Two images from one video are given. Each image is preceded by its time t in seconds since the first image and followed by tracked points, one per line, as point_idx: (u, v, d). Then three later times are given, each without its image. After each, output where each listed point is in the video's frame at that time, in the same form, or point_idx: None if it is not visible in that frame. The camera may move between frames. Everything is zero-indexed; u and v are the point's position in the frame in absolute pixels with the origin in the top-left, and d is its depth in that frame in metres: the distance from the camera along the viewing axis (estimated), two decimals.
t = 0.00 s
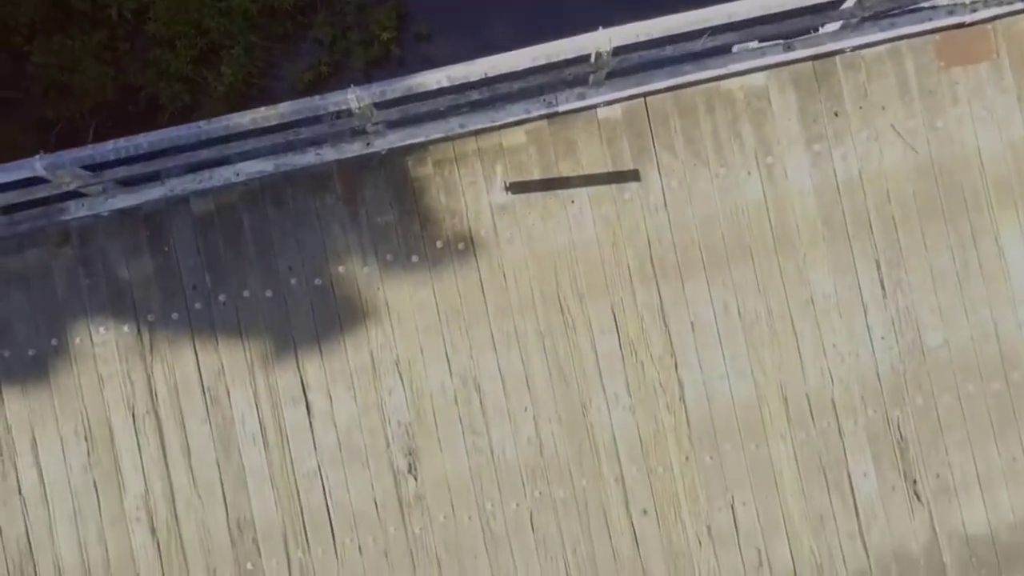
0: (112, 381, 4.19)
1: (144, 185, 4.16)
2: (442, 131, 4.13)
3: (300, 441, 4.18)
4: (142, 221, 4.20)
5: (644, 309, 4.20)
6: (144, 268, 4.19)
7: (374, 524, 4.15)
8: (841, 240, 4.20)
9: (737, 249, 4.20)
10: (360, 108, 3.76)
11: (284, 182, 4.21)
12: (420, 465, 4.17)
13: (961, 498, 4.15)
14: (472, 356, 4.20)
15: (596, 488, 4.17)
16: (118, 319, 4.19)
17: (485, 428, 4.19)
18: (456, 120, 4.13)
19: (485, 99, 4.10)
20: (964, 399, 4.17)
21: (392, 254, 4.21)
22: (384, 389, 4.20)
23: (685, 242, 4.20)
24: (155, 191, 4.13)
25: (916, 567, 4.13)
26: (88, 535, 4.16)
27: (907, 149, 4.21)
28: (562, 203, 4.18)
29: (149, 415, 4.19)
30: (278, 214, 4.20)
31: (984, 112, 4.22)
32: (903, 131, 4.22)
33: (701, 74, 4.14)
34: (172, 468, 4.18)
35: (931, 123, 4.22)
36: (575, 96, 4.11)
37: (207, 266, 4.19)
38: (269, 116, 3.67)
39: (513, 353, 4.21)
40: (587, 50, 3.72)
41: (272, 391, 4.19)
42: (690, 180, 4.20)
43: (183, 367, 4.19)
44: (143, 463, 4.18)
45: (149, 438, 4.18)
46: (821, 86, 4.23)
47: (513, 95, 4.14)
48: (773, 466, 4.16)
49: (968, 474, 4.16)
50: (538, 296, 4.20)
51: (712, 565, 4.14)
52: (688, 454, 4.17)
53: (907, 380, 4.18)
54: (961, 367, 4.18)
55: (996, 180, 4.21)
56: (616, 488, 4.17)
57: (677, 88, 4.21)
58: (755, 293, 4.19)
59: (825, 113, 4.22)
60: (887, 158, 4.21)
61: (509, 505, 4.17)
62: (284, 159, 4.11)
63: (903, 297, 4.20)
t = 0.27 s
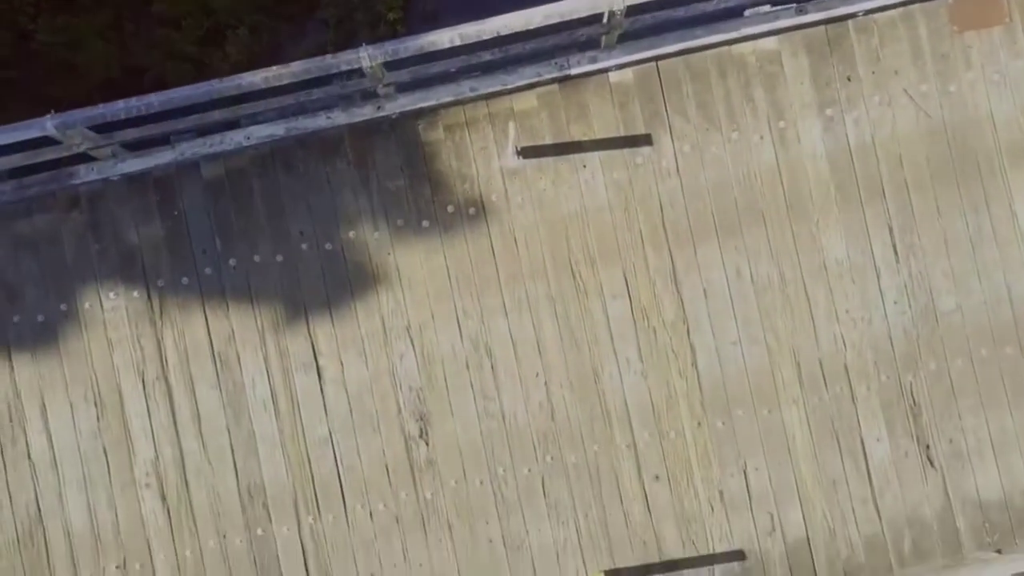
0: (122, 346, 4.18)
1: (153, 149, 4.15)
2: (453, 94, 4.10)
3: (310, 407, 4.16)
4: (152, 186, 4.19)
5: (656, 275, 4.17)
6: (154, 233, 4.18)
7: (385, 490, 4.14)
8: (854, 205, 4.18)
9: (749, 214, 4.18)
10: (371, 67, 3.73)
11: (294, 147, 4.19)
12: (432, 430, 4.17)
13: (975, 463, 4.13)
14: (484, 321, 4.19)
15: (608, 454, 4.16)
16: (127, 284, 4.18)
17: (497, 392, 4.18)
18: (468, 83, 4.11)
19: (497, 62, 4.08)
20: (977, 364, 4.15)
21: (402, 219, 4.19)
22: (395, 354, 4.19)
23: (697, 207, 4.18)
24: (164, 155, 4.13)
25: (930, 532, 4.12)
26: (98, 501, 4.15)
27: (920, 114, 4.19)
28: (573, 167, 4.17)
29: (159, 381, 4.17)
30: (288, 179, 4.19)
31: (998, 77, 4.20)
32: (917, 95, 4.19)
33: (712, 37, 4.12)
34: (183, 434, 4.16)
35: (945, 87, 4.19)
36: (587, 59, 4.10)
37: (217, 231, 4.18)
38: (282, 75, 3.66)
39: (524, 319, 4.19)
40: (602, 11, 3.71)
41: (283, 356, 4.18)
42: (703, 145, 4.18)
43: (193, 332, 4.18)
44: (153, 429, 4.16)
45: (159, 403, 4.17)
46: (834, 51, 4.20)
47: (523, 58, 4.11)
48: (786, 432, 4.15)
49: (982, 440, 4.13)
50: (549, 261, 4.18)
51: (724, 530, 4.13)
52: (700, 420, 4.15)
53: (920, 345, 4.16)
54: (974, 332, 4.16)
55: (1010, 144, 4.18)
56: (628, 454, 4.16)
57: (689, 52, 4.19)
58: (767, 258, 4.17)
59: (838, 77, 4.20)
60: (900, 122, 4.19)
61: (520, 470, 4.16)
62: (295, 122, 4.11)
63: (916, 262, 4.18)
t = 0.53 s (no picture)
0: (131, 313, 4.15)
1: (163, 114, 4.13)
2: (464, 59, 4.09)
3: (321, 374, 4.15)
4: (162, 152, 4.17)
5: (668, 241, 4.15)
6: (164, 199, 4.16)
7: (396, 456, 4.13)
8: (867, 171, 4.16)
9: (762, 179, 4.16)
10: (384, 28, 3.71)
11: (305, 112, 4.17)
12: (444, 397, 4.15)
13: (989, 429, 4.11)
14: (495, 288, 4.17)
15: (620, 420, 4.14)
16: (137, 251, 4.15)
17: (508, 359, 4.16)
18: (479, 48, 4.09)
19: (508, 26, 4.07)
20: (990, 330, 4.13)
21: (413, 185, 4.17)
22: (407, 321, 4.17)
23: (709, 173, 4.16)
24: (174, 120, 4.10)
25: (943, 499, 4.10)
26: (107, 468, 4.13)
27: (933, 79, 4.17)
28: (586, 133, 4.15)
29: (169, 347, 4.16)
30: (298, 145, 4.17)
31: (1012, 41, 4.18)
32: (930, 60, 4.17)
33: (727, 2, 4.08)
34: (193, 400, 4.15)
35: (958, 52, 4.17)
36: (600, 24, 4.06)
37: (227, 197, 4.16)
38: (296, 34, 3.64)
39: (535, 286, 4.17)
40: None
41: (294, 323, 4.16)
42: (715, 111, 4.17)
43: (203, 299, 4.16)
44: (163, 396, 4.14)
45: (169, 371, 4.15)
46: (847, 16, 4.18)
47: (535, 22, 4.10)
48: (799, 399, 4.13)
49: (996, 405, 4.12)
50: (561, 227, 4.16)
51: (737, 497, 4.11)
52: (713, 386, 4.13)
53: (933, 312, 4.14)
54: (988, 298, 4.14)
55: None
56: (640, 420, 4.14)
57: (701, 18, 4.17)
58: (779, 224, 4.16)
59: (851, 42, 4.18)
60: (913, 87, 4.17)
61: (532, 437, 4.14)
62: (305, 87, 4.11)
63: (928, 228, 4.16)
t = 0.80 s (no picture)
0: (140, 285, 4.14)
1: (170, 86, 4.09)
2: (473, 31, 4.06)
3: (330, 346, 4.14)
4: (170, 124, 4.16)
5: (678, 213, 4.14)
6: (173, 171, 4.15)
7: (406, 429, 4.12)
8: (877, 142, 4.15)
9: (772, 151, 4.14)
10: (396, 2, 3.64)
11: (314, 84, 4.16)
12: (453, 370, 4.14)
13: (1000, 402, 4.11)
14: (504, 261, 4.14)
15: (630, 393, 4.12)
16: (145, 223, 4.14)
17: (518, 332, 4.14)
18: (489, 19, 4.06)
19: None
20: (1001, 303, 4.12)
21: (422, 158, 4.15)
22: (416, 294, 4.14)
23: (719, 145, 4.14)
24: (182, 92, 4.07)
25: (954, 472, 4.09)
26: (115, 442, 4.12)
27: (944, 51, 4.16)
28: (596, 105, 4.14)
29: (178, 320, 4.14)
30: (307, 117, 4.15)
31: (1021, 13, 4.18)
32: (940, 32, 4.17)
33: None
34: (201, 373, 4.13)
35: (968, 23, 4.17)
36: None
37: (236, 170, 4.14)
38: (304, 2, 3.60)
39: (545, 260, 4.14)
40: None
41: (302, 297, 4.14)
42: (725, 83, 4.16)
43: (211, 272, 4.14)
44: (171, 369, 4.13)
45: (177, 344, 4.14)
46: None
47: None
48: (809, 372, 4.12)
49: (1007, 378, 4.12)
50: (571, 201, 4.14)
51: (747, 470, 4.10)
52: (723, 358, 4.12)
53: (944, 284, 4.13)
54: (999, 271, 4.13)
55: None
56: (649, 393, 4.12)
57: None
58: (790, 197, 4.14)
59: (862, 14, 4.17)
60: (923, 59, 4.16)
61: (542, 410, 4.13)
62: (314, 59, 4.07)
63: (939, 201, 4.15)
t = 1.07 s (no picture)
0: (149, 255, 4.13)
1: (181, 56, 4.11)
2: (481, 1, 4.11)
3: (340, 316, 4.13)
4: (180, 94, 4.15)
5: (688, 183, 4.13)
6: (182, 141, 4.14)
7: (417, 398, 4.12)
8: (889, 113, 4.14)
9: (783, 121, 4.14)
10: None
11: (324, 54, 4.16)
12: (463, 340, 4.13)
13: (1011, 372, 4.11)
14: (514, 231, 4.13)
15: (640, 363, 4.12)
16: (155, 193, 4.13)
17: (528, 302, 4.13)
18: None
19: None
20: (1013, 273, 4.12)
21: (432, 128, 4.15)
22: (426, 265, 4.14)
23: (730, 115, 4.13)
24: (193, 61, 4.09)
25: (965, 442, 4.09)
26: (125, 412, 4.11)
27: (955, 22, 4.16)
28: (606, 75, 4.13)
29: (188, 290, 4.13)
30: (317, 87, 4.15)
31: None
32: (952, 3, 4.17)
33: None
34: (212, 344, 4.12)
35: None
36: None
37: (246, 140, 4.14)
38: None
39: (556, 230, 4.13)
40: None
41: (312, 267, 4.13)
42: (736, 53, 4.15)
43: (221, 242, 4.13)
44: (181, 339, 4.12)
45: (187, 314, 4.13)
46: None
47: None
48: (820, 342, 4.11)
49: (1018, 348, 4.12)
50: (582, 171, 4.13)
51: (758, 441, 4.09)
52: (734, 328, 4.11)
53: (955, 255, 4.13)
54: (1011, 241, 4.12)
55: None
56: (660, 363, 4.12)
57: None
58: (801, 167, 4.14)
59: None
60: (935, 29, 4.16)
61: (552, 380, 4.12)
62: (324, 28, 4.09)
63: (950, 171, 4.14)
